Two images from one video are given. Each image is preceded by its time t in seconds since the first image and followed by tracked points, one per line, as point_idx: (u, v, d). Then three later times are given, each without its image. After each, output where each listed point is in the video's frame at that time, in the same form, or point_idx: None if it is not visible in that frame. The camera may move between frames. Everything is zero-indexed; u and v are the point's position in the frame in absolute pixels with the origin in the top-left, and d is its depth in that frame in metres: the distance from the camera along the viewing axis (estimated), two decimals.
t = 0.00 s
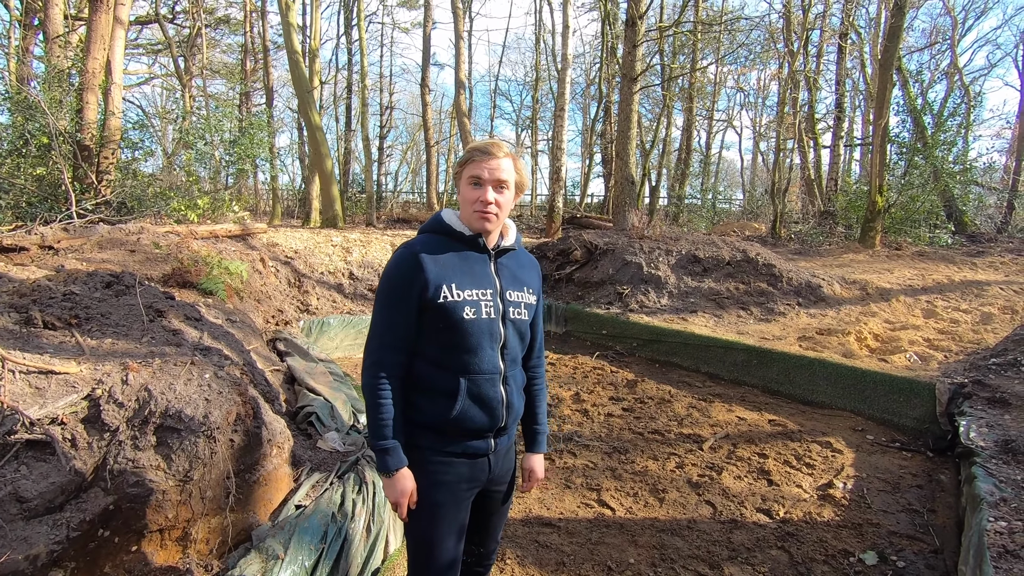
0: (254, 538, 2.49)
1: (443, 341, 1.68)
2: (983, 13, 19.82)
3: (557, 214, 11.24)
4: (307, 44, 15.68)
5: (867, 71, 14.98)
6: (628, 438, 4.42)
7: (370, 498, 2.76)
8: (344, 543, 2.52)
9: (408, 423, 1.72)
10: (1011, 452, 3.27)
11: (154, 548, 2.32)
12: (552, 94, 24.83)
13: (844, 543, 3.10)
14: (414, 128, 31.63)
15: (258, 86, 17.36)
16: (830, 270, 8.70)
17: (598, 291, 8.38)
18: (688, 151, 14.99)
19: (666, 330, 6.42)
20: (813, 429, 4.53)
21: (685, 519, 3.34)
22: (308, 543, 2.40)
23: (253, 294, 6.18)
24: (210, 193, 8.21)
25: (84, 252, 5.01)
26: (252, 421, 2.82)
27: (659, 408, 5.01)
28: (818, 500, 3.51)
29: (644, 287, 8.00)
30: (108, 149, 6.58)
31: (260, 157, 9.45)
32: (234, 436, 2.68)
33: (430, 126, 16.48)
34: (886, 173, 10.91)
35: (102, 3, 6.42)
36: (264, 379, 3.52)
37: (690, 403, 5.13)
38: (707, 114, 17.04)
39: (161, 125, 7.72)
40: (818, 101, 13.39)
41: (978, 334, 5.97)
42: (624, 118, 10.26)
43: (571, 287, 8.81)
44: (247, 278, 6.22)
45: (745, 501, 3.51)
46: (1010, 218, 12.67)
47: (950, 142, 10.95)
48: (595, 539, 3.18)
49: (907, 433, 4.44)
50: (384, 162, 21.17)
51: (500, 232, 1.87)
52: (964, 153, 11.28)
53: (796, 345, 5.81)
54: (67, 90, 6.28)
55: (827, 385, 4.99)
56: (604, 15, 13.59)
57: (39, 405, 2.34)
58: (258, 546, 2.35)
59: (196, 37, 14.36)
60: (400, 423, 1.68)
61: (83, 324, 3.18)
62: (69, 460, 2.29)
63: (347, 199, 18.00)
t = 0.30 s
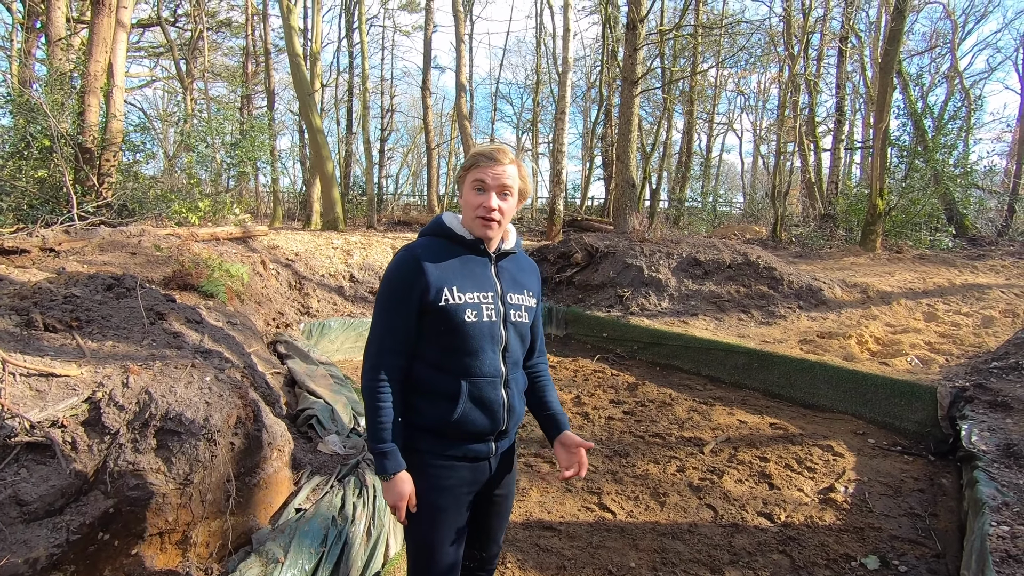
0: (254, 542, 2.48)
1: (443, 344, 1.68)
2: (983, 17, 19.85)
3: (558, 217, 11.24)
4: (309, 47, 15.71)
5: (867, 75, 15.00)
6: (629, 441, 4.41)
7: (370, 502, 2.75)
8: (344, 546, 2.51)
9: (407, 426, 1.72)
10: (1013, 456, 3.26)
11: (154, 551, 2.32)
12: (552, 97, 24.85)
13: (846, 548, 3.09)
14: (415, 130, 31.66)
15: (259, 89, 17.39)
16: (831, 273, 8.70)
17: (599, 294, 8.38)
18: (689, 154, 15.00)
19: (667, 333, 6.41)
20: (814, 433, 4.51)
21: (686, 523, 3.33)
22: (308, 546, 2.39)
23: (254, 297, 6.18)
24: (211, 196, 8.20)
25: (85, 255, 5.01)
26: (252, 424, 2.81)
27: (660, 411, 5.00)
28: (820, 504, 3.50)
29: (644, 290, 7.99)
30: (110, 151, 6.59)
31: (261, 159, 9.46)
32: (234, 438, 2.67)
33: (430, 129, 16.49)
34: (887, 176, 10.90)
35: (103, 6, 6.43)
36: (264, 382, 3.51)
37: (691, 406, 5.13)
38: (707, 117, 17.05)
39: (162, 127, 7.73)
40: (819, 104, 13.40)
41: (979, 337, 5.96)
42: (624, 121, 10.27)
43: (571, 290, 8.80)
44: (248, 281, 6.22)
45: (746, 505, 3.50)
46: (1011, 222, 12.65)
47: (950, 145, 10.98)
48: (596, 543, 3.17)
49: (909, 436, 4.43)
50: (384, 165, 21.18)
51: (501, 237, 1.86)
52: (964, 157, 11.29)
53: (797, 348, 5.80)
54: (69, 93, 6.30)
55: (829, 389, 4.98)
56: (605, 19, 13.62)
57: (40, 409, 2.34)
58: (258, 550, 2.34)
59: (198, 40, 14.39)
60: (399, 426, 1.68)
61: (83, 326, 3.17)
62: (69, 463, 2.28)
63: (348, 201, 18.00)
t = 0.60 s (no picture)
0: (255, 544, 2.48)
1: (449, 346, 1.68)
2: (984, 20, 19.87)
3: (559, 219, 11.24)
4: (311, 49, 15.75)
5: (868, 78, 15.02)
6: (631, 444, 4.41)
7: (372, 504, 2.73)
8: (345, 549, 2.51)
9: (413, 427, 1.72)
10: (1016, 459, 3.25)
11: (156, 553, 2.34)
12: (554, 99, 24.87)
13: (848, 551, 3.08)
14: (416, 133, 31.69)
15: (261, 91, 17.44)
16: (833, 275, 8.69)
17: (601, 296, 8.38)
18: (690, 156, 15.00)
19: (668, 335, 6.40)
20: (816, 436, 4.51)
21: (688, 526, 3.32)
22: (310, 549, 2.39)
23: (256, 299, 6.19)
24: (213, 198, 8.22)
25: (87, 257, 5.03)
26: (254, 426, 2.80)
27: (662, 414, 4.99)
28: (822, 507, 3.49)
29: (646, 292, 7.99)
30: (113, 153, 6.60)
31: (263, 161, 9.48)
32: (236, 441, 2.66)
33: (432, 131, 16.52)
34: (888, 179, 10.90)
35: (107, 9, 6.46)
36: (266, 384, 3.52)
37: (692, 409, 5.12)
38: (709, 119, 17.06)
39: (164, 130, 7.75)
40: (820, 107, 13.41)
41: (982, 340, 5.95)
42: (626, 123, 10.29)
43: (572, 292, 8.81)
44: (250, 283, 6.23)
45: (748, 508, 3.49)
46: (1013, 224, 12.63)
47: (952, 148, 11.00)
48: (597, 546, 3.16)
49: (911, 439, 4.42)
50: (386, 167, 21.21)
51: (510, 238, 1.86)
52: (966, 160, 11.30)
53: (798, 351, 5.80)
54: (71, 95, 6.33)
55: (831, 392, 4.97)
56: (606, 21, 13.64)
57: (42, 411, 2.34)
58: (259, 552, 2.34)
59: (200, 42, 14.43)
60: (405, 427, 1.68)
61: (86, 328, 3.17)
62: (72, 464, 2.28)
63: (349, 203, 18.02)
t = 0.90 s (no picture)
0: (256, 544, 2.48)
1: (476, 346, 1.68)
2: (988, 21, 19.83)
3: (561, 221, 11.24)
4: (313, 51, 15.77)
5: (871, 79, 14.99)
6: (633, 445, 4.41)
7: (374, 505, 2.72)
8: (346, 549, 2.51)
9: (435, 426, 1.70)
10: (1020, 462, 3.24)
11: (157, 554, 2.39)
12: (556, 100, 24.88)
13: (851, 554, 3.07)
14: (418, 134, 31.70)
15: (264, 92, 17.46)
16: (835, 277, 8.67)
17: (603, 297, 8.37)
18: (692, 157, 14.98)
19: (671, 337, 6.39)
20: (818, 438, 4.50)
21: (690, 528, 3.31)
22: (311, 550, 2.38)
23: (258, 300, 6.20)
24: (216, 199, 8.22)
25: (90, 258, 5.05)
26: (255, 426, 2.77)
27: (663, 415, 4.98)
28: (824, 509, 3.48)
29: (648, 294, 7.98)
30: (116, 154, 6.63)
31: (265, 162, 9.49)
32: (238, 441, 2.63)
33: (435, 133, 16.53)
34: (891, 180, 10.88)
35: (110, 10, 6.49)
36: (268, 384, 3.52)
37: (694, 410, 5.11)
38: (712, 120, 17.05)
39: (167, 131, 7.77)
40: (823, 108, 13.38)
41: (985, 342, 5.93)
42: (628, 124, 10.28)
43: (574, 294, 8.80)
44: (252, 284, 6.24)
45: (750, 510, 3.48)
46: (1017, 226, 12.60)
47: (955, 149, 10.98)
48: (599, 547, 3.16)
49: (914, 442, 4.41)
50: (388, 168, 21.24)
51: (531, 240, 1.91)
52: (970, 161, 11.28)
53: (801, 352, 5.79)
54: (75, 96, 6.35)
55: (834, 394, 4.96)
56: (608, 22, 13.65)
57: (45, 410, 2.33)
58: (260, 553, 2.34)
59: (203, 43, 14.45)
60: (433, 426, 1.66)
61: (89, 328, 3.18)
62: (74, 465, 2.29)
63: (352, 204, 18.04)
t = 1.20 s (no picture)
0: (261, 545, 2.48)
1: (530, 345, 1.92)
2: (993, 18, 19.73)
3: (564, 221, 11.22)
4: (316, 52, 15.79)
5: (875, 77, 14.94)
6: (637, 445, 4.40)
7: (378, 505, 2.72)
8: (351, 550, 2.51)
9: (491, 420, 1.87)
10: None
11: (164, 555, 2.39)
12: (558, 100, 24.86)
13: (857, 554, 3.06)
14: (421, 134, 31.73)
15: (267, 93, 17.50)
16: (840, 277, 8.64)
17: (606, 297, 8.36)
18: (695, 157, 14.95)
19: (674, 337, 6.39)
20: (823, 438, 4.48)
21: (695, 529, 3.30)
22: (317, 550, 2.38)
23: (262, 300, 6.22)
24: (219, 199, 8.24)
25: (95, 258, 5.08)
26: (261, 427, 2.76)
27: (667, 416, 4.98)
28: (829, 510, 3.47)
29: (651, 294, 7.98)
30: (120, 155, 6.65)
31: (269, 163, 9.50)
32: (244, 441, 2.62)
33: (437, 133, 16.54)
34: (896, 180, 10.84)
35: (114, 12, 6.52)
36: (272, 385, 3.53)
37: (698, 410, 5.11)
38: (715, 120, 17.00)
39: (171, 132, 7.79)
40: (826, 107, 13.34)
41: (991, 342, 5.90)
42: (631, 124, 10.26)
43: (578, 294, 8.79)
44: (256, 285, 6.26)
45: (755, 510, 3.47)
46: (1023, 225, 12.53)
47: (960, 148, 10.93)
48: (603, 548, 3.15)
49: (919, 442, 4.39)
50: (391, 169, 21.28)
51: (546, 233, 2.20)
52: (975, 160, 11.24)
53: (805, 352, 5.77)
54: (80, 98, 6.39)
55: (838, 394, 4.94)
56: (611, 22, 13.63)
57: (51, 411, 2.34)
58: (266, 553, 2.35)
59: (207, 45, 14.49)
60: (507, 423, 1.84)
61: (94, 329, 3.19)
62: (81, 465, 2.30)
63: (354, 205, 18.07)
